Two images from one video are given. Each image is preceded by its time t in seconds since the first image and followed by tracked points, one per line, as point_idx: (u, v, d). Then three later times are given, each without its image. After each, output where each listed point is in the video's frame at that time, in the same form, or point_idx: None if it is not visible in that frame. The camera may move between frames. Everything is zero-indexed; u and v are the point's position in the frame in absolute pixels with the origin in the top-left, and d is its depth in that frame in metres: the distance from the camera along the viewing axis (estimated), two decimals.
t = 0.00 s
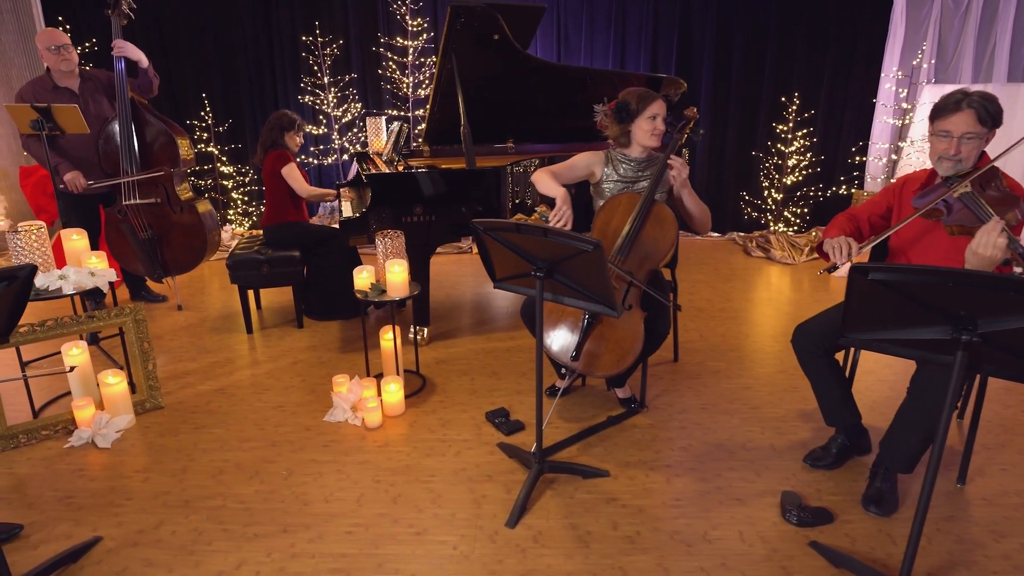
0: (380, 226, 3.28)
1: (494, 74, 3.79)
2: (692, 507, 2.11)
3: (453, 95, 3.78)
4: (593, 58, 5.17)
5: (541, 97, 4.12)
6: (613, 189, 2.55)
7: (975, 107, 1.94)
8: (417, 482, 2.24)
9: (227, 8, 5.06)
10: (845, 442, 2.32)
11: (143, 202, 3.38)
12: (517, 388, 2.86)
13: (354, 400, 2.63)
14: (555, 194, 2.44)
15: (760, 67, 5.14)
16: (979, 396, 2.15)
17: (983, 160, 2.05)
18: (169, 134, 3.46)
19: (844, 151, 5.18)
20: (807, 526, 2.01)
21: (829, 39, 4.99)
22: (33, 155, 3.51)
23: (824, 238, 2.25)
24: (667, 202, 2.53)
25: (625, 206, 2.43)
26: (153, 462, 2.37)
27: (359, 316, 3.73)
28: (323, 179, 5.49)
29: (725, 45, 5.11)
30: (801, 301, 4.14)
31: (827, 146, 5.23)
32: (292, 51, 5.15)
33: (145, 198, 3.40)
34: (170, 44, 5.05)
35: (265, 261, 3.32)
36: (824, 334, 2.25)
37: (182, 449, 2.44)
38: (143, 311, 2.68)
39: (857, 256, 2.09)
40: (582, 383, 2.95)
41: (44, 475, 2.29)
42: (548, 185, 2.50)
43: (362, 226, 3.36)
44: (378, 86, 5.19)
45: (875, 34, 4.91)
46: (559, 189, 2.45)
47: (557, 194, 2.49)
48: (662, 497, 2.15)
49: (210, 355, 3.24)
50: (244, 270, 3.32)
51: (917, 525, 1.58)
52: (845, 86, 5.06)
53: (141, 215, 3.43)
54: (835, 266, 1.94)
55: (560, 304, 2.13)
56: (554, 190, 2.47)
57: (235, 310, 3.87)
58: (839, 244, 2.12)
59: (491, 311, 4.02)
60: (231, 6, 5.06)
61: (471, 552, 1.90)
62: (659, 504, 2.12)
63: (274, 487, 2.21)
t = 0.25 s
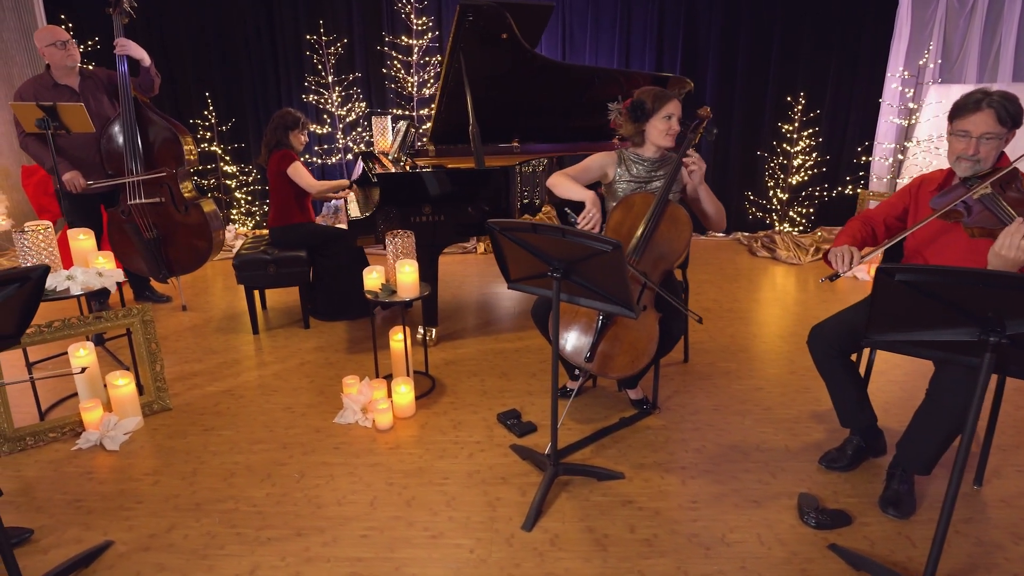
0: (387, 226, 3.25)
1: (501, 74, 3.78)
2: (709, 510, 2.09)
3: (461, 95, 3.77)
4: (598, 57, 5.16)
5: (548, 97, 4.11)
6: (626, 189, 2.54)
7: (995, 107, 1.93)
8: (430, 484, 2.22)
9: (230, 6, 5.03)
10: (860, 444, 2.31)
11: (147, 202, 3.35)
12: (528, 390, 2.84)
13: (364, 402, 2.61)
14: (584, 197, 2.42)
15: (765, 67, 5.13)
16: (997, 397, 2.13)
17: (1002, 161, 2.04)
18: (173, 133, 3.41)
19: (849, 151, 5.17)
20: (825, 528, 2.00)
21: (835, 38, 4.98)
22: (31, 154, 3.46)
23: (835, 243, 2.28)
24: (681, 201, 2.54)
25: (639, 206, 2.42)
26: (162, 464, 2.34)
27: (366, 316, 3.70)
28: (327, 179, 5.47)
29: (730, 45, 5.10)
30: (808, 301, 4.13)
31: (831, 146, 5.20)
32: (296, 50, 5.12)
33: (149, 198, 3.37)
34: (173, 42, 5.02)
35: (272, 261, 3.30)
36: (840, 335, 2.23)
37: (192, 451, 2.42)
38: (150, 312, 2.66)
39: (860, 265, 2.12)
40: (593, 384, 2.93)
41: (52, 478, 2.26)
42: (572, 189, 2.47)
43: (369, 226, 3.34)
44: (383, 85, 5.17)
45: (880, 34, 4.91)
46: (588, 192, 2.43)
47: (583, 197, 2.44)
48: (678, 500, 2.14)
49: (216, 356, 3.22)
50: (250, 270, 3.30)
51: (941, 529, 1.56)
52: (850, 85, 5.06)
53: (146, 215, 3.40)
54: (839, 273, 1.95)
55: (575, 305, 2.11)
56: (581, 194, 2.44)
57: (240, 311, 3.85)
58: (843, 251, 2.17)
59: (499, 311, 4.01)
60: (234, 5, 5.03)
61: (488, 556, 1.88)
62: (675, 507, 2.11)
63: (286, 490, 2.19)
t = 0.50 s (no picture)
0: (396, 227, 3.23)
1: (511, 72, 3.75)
2: (728, 512, 2.08)
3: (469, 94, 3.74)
4: (603, 57, 5.15)
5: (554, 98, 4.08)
6: (639, 190, 2.52)
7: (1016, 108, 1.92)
8: (446, 487, 2.20)
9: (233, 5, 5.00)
10: (877, 445, 2.30)
11: (153, 202, 3.32)
12: (540, 391, 2.83)
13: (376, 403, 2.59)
14: (610, 202, 2.35)
15: (770, 67, 5.13)
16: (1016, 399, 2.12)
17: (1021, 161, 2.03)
18: (176, 132, 3.38)
19: (855, 151, 5.16)
20: (845, 531, 1.99)
21: (839, 39, 4.98)
22: (31, 153, 3.41)
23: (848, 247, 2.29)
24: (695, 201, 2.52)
25: (653, 206, 2.41)
26: (174, 467, 2.32)
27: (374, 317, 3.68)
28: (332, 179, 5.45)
29: (735, 44, 5.10)
30: (816, 301, 4.12)
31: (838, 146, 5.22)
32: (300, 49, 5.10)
33: (154, 197, 3.34)
34: (176, 41, 4.99)
35: (280, 261, 3.28)
36: (857, 336, 2.22)
37: (204, 453, 2.40)
38: (159, 313, 2.63)
39: (866, 273, 2.15)
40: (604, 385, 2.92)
41: (62, 481, 2.24)
42: (596, 195, 2.41)
43: (377, 227, 3.32)
44: (388, 85, 5.17)
45: (886, 34, 4.89)
46: (614, 197, 2.35)
47: (608, 203, 2.38)
48: (696, 502, 2.13)
49: (224, 357, 3.19)
50: (258, 271, 3.27)
51: (969, 532, 1.55)
52: (855, 85, 5.05)
53: (151, 214, 3.36)
54: (843, 281, 2.04)
55: (593, 306, 2.09)
56: (607, 199, 2.38)
57: (246, 312, 3.82)
58: (851, 259, 2.19)
59: (507, 312, 4.00)
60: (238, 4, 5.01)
61: (508, 560, 1.87)
62: (694, 509, 2.09)
63: (300, 493, 2.17)
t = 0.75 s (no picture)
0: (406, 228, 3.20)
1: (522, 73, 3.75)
2: (749, 515, 2.07)
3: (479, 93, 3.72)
4: (610, 56, 5.15)
5: (564, 99, 4.06)
6: (655, 192, 2.51)
7: None
8: (464, 489, 2.18)
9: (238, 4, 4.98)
10: (896, 446, 2.29)
11: (161, 202, 3.29)
12: (554, 392, 2.81)
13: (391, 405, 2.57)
14: (637, 207, 2.30)
15: (776, 67, 5.12)
16: None
17: None
18: (183, 133, 3.34)
19: (862, 151, 5.16)
20: (867, 533, 1.98)
21: (845, 39, 4.98)
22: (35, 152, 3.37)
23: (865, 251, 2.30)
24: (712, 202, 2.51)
25: (671, 207, 2.39)
26: (188, 470, 2.30)
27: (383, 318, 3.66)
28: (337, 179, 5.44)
29: (742, 44, 5.10)
30: (825, 301, 4.12)
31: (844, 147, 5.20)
32: (306, 49, 5.08)
33: (163, 197, 3.31)
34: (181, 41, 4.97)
35: (290, 262, 3.26)
36: (876, 338, 2.22)
37: (218, 456, 2.37)
38: (171, 314, 2.61)
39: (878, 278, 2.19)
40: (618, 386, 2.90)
41: (75, 485, 2.21)
42: (622, 201, 2.36)
43: (388, 228, 3.30)
44: (394, 85, 5.17)
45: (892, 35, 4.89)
46: (641, 202, 2.31)
47: (634, 208, 2.34)
48: (717, 504, 2.11)
49: (233, 359, 3.17)
50: (268, 271, 3.25)
51: (1000, 534, 1.54)
52: (862, 85, 5.05)
53: (159, 215, 3.34)
54: (853, 289, 2.10)
55: (613, 307, 2.08)
56: (634, 205, 2.32)
57: (254, 313, 3.80)
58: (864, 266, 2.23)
59: (516, 313, 3.98)
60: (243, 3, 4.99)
61: (530, 564, 1.85)
62: (715, 511, 2.08)
63: (317, 496, 2.15)
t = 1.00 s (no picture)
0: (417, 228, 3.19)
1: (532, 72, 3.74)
2: (770, 516, 2.05)
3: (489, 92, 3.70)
4: (616, 55, 5.13)
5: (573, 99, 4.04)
6: (670, 192, 2.50)
7: None
8: (482, 491, 2.17)
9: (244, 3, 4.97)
10: (915, 447, 2.28)
11: (170, 202, 3.28)
12: (567, 393, 2.80)
13: (405, 406, 2.56)
14: (661, 210, 2.27)
15: (782, 67, 5.13)
16: None
17: None
18: (194, 132, 3.31)
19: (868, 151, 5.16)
20: (889, 534, 1.97)
21: (851, 39, 4.99)
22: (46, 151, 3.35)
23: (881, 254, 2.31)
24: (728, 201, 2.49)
25: (688, 206, 2.38)
26: (202, 472, 2.27)
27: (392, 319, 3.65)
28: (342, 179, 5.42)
29: (748, 44, 5.10)
30: (834, 301, 4.11)
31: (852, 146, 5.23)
32: (311, 48, 5.07)
33: (171, 197, 3.29)
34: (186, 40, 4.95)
35: (300, 262, 3.24)
36: (895, 338, 2.22)
37: (232, 458, 2.35)
38: (183, 315, 2.58)
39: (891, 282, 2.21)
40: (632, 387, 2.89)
41: (88, 487, 2.19)
42: (644, 205, 2.32)
43: (398, 228, 3.28)
44: (400, 84, 5.16)
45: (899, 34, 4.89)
46: (664, 205, 2.27)
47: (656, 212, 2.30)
48: (737, 505, 2.10)
49: (243, 360, 3.14)
50: (278, 271, 3.23)
51: None
52: (868, 85, 5.05)
53: (168, 215, 3.31)
54: (865, 290, 2.12)
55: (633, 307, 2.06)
56: (656, 208, 2.29)
57: (262, 313, 3.78)
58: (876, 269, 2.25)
59: (525, 314, 3.97)
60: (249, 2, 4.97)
61: (552, 566, 1.84)
62: (735, 513, 2.06)
63: (333, 498, 2.13)
